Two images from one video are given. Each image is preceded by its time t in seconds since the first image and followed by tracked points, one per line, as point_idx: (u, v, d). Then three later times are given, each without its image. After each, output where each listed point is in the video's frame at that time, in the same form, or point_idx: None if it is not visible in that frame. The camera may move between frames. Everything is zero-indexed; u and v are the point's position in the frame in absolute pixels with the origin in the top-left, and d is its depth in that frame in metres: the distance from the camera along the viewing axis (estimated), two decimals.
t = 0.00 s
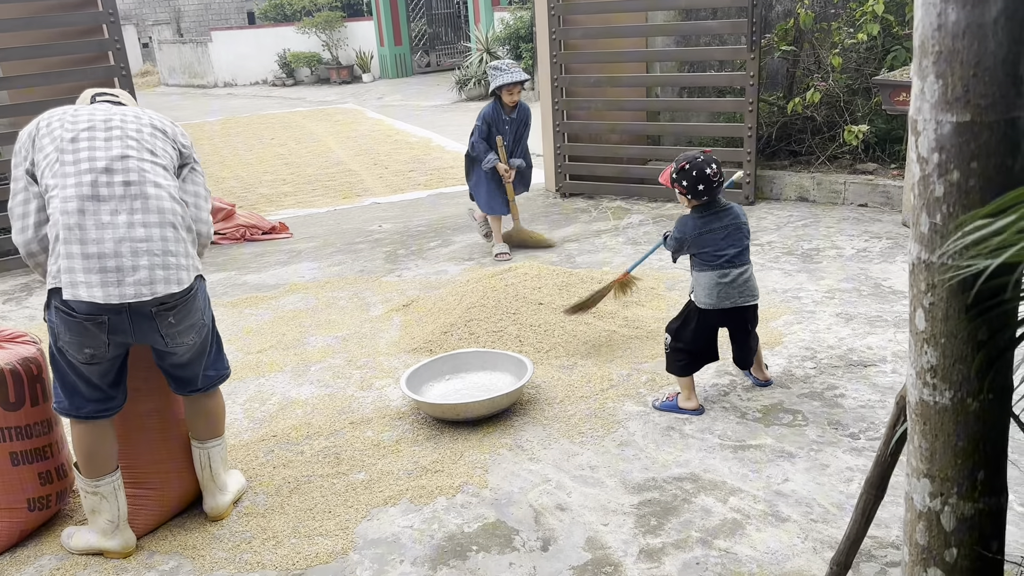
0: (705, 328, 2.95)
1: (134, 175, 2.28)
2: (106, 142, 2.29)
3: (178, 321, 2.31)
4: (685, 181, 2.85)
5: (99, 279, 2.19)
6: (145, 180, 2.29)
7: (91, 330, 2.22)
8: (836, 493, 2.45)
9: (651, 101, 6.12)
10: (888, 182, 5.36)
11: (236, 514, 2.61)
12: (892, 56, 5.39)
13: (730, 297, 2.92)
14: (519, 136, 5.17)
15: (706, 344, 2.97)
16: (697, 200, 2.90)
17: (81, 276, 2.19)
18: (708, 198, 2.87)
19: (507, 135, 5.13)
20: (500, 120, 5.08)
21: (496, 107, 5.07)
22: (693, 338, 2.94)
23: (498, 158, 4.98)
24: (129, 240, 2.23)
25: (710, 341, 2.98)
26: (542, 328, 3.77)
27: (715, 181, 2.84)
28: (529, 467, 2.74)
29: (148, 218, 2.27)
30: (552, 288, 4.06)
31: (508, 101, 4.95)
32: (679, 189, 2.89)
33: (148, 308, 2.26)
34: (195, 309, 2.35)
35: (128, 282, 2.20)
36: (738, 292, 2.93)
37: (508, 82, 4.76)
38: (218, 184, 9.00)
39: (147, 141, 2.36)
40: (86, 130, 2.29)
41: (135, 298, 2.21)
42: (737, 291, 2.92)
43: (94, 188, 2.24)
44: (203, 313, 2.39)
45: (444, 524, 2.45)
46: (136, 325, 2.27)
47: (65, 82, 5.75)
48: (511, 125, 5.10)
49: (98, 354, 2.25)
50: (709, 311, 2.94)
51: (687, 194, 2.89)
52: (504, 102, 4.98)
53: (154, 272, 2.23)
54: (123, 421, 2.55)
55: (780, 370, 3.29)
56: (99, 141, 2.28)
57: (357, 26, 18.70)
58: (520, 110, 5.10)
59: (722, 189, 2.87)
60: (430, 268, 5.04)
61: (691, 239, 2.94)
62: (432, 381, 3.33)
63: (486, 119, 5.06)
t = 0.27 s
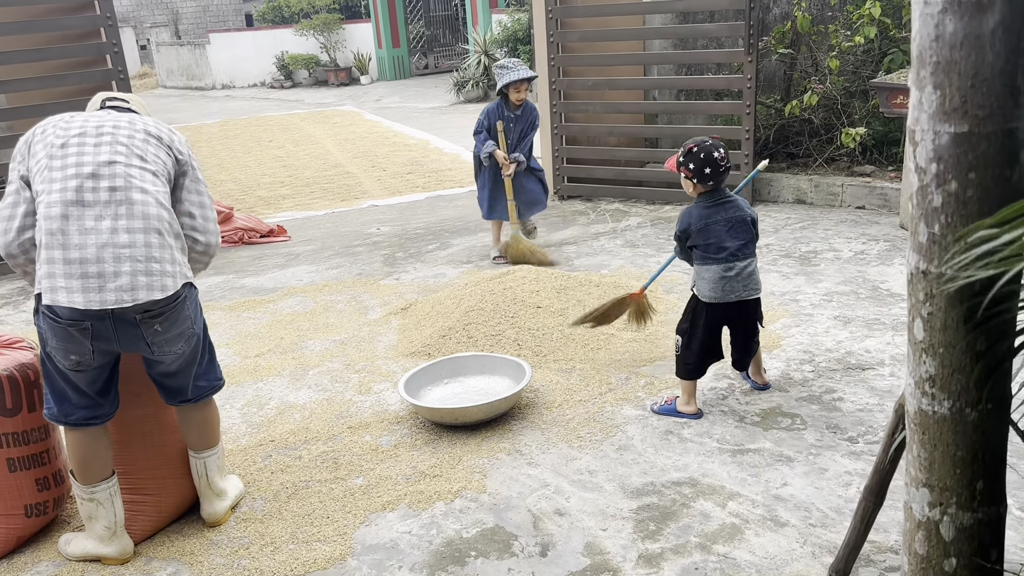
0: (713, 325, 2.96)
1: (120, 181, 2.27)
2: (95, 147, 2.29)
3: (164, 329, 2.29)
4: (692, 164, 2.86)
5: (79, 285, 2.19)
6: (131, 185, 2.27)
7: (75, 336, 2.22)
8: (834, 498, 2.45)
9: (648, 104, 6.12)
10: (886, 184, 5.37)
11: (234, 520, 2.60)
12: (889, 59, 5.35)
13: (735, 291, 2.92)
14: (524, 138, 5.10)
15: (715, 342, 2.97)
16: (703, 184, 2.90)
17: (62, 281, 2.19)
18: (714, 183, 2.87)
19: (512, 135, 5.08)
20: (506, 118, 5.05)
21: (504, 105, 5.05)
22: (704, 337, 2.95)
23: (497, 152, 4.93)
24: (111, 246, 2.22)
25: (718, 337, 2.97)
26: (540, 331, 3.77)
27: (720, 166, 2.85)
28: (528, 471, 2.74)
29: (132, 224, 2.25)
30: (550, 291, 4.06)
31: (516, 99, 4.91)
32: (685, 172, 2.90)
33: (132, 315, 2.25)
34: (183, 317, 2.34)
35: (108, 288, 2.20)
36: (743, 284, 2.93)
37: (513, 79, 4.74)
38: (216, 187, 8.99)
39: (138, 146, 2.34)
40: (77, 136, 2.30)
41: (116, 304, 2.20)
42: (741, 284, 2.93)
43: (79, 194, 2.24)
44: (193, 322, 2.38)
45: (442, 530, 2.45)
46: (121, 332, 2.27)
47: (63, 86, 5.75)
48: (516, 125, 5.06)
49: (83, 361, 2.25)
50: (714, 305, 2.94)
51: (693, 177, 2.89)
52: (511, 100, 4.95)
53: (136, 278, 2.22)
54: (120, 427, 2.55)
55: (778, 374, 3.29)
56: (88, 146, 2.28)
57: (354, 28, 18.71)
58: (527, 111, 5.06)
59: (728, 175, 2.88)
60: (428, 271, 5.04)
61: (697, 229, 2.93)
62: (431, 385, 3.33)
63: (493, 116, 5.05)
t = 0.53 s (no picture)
0: (715, 327, 2.96)
1: (114, 190, 2.26)
2: (88, 157, 2.29)
3: (159, 338, 2.28)
4: (689, 164, 2.89)
5: (73, 295, 2.18)
6: (124, 194, 2.27)
7: (71, 345, 2.21)
8: (834, 503, 2.45)
9: (646, 108, 6.13)
10: (883, 188, 5.37)
11: (232, 528, 2.59)
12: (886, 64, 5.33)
13: (735, 291, 2.92)
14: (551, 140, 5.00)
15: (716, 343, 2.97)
16: (700, 186, 2.91)
17: (56, 291, 2.19)
18: (710, 185, 2.88)
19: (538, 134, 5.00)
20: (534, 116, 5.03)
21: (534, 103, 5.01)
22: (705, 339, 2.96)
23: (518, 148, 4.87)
24: (105, 255, 2.22)
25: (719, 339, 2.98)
26: (539, 337, 3.76)
27: (717, 167, 2.85)
28: (527, 478, 2.73)
29: (126, 233, 2.25)
30: (549, 296, 4.05)
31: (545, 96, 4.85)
32: (682, 172, 2.92)
33: (126, 324, 2.24)
34: (178, 326, 2.32)
35: (102, 298, 2.19)
36: (743, 284, 2.93)
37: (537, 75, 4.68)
38: (213, 192, 8.98)
39: (131, 155, 2.33)
40: (70, 145, 2.29)
41: (109, 313, 2.20)
42: (741, 283, 2.92)
43: (72, 203, 2.24)
44: (188, 331, 2.36)
45: (441, 537, 2.44)
46: (114, 340, 2.26)
47: (60, 91, 5.75)
48: (543, 124, 4.98)
49: (78, 370, 2.24)
50: (716, 306, 2.94)
51: (690, 178, 2.91)
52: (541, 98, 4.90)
53: (130, 288, 2.21)
54: (116, 435, 2.54)
55: (777, 378, 3.29)
56: (81, 156, 2.28)
57: (352, 32, 18.72)
58: (556, 113, 4.96)
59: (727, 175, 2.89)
60: (426, 276, 5.03)
61: (694, 229, 2.94)
62: (430, 391, 3.32)
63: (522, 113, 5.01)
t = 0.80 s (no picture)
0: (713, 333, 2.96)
1: (114, 192, 2.27)
2: (86, 160, 2.28)
3: (161, 340, 2.29)
4: (688, 188, 2.89)
5: (77, 298, 2.18)
6: (125, 197, 2.27)
7: (73, 349, 2.21)
8: (833, 504, 2.45)
9: (643, 111, 6.14)
10: (881, 190, 5.38)
11: (232, 532, 2.59)
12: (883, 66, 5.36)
13: (737, 308, 2.94)
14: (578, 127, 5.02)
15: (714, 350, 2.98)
16: (699, 211, 2.92)
17: (59, 295, 2.18)
18: (709, 210, 2.89)
19: (565, 122, 5.04)
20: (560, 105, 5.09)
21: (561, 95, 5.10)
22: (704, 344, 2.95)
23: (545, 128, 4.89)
24: (108, 257, 2.22)
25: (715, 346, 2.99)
26: (537, 339, 3.76)
27: (717, 194, 2.86)
28: (526, 481, 2.73)
29: (128, 235, 2.26)
30: (547, 299, 4.06)
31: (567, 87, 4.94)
32: (683, 195, 2.93)
33: (130, 326, 2.25)
34: (179, 328, 2.34)
35: (107, 300, 2.20)
36: (744, 301, 2.95)
37: (564, 60, 4.82)
38: (211, 197, 8.98)
39: (129, 158, 2.34)
40: (67, 149, 2.29)
41: (115, 315, 2.20)
42: (743, 301, 2.95)
43: (72, 207, 2.23)
44: (189, 332, 2.37)
45: (441, 540, 2.43)
46: (117, 343, 2.26)
47: (58, 97, 5.75)
48: (569, 113, 5.03)
49: (80, 374, 2.24)
50: (716, 323, 2.95)
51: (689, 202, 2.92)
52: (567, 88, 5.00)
53: (134, 289, 2.22)
54: (114, 439, 2.54)
55: (775, 380, 3.29)
56: (79, 159, 2.28)
57: (349, 36, 18.74)
58: (583, 101, 5.03)
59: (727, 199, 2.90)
60: (425, 279, 5.04)
61: (695, 250, 2.94)
62: (428, 395, 3.32)
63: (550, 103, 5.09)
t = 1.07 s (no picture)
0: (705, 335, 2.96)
1: (112, 197, 2.27)
2: (82, 166, 2.28)
3: (161, 345, 2.29)
4: (690, 187, 2.86)
5: (79, 303, 2.18)
6: (123, 202, 2.28)
7: (73, 355, 2.21)
8: (831, 507, 2.45)
9: (640, 115, 6.15)
10: (878, 193, 5.39)
11: (230, 537, 2.59)
12: (880, 68, 5.40)
13: (731, 308, 2.93)
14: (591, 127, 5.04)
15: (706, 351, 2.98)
16: (699, 210, 2.90)
17: (61, 300, 2.18)
18: (710, 209, 2.87)
19: (578, 122, 5.04)
20: (570, 108, 5.07)
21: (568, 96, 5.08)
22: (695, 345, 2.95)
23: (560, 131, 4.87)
24: (108, 262, 2.22)
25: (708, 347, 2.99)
26: (535, 343, 3.76)
27: (719, 191, 2.83)
28: (524, 485, 2.73)
29: (127, 239, 2.26)
30: (545, 302, 4.06)
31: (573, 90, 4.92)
32: (684, 194, 2.91)
33: (130, 331, 2.25)
34: (178, 332, 2.34)
35: (108, 304, 2.20)
36: (739, 301, 2.94)
37: (569, 64, 4.78)
38: (209, 202, 8.98)
39: (125, 163, 2.34)
40: (63, 155, 2.28)
41: (116, 320, 2.20)
42: (739, 301, 2.94)
43: (71, 212, 2.23)
44: (188, 337, 2.38)
45: (439, 545, 2.43)
46: (118, 348, 2.26)
47: (55, 102, 5.75)
48: (580, 113, 5.03)
49: (80, 380, 2.24)
50: (708, 323, 2.95)
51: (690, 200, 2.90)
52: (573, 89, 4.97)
53: (135, 293, 2.23)
54: (112, 445, 2.54)
55: (774, 383, 3.29)
56: (76, 165, 2.28)
57: (347, 41, 18.75)
58: (592, 100, 5.04)
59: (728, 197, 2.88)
60: (423, 283, 5.03)
61: (690, 249, 2.94)
62: (426, 399, 3.32)
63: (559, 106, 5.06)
